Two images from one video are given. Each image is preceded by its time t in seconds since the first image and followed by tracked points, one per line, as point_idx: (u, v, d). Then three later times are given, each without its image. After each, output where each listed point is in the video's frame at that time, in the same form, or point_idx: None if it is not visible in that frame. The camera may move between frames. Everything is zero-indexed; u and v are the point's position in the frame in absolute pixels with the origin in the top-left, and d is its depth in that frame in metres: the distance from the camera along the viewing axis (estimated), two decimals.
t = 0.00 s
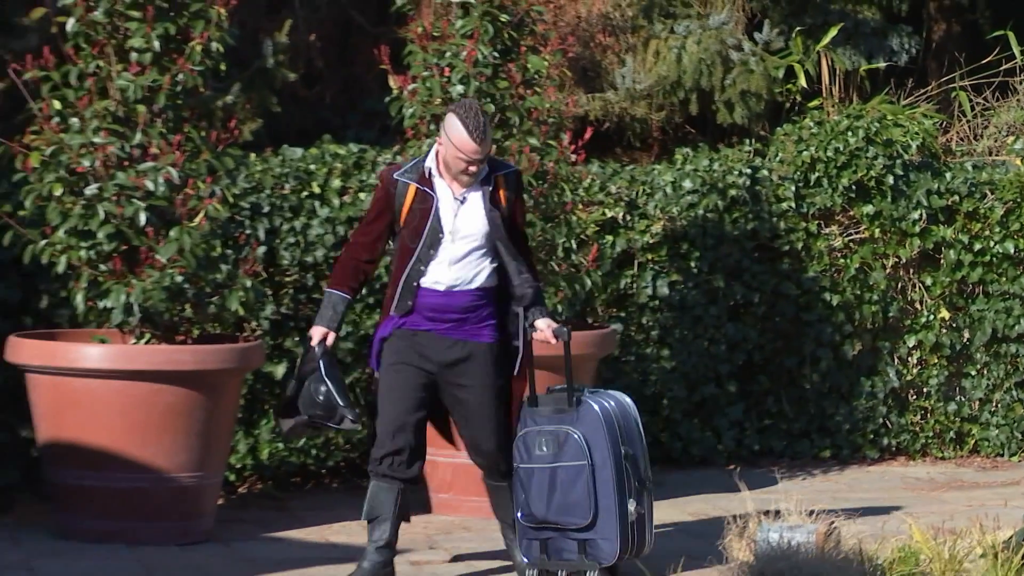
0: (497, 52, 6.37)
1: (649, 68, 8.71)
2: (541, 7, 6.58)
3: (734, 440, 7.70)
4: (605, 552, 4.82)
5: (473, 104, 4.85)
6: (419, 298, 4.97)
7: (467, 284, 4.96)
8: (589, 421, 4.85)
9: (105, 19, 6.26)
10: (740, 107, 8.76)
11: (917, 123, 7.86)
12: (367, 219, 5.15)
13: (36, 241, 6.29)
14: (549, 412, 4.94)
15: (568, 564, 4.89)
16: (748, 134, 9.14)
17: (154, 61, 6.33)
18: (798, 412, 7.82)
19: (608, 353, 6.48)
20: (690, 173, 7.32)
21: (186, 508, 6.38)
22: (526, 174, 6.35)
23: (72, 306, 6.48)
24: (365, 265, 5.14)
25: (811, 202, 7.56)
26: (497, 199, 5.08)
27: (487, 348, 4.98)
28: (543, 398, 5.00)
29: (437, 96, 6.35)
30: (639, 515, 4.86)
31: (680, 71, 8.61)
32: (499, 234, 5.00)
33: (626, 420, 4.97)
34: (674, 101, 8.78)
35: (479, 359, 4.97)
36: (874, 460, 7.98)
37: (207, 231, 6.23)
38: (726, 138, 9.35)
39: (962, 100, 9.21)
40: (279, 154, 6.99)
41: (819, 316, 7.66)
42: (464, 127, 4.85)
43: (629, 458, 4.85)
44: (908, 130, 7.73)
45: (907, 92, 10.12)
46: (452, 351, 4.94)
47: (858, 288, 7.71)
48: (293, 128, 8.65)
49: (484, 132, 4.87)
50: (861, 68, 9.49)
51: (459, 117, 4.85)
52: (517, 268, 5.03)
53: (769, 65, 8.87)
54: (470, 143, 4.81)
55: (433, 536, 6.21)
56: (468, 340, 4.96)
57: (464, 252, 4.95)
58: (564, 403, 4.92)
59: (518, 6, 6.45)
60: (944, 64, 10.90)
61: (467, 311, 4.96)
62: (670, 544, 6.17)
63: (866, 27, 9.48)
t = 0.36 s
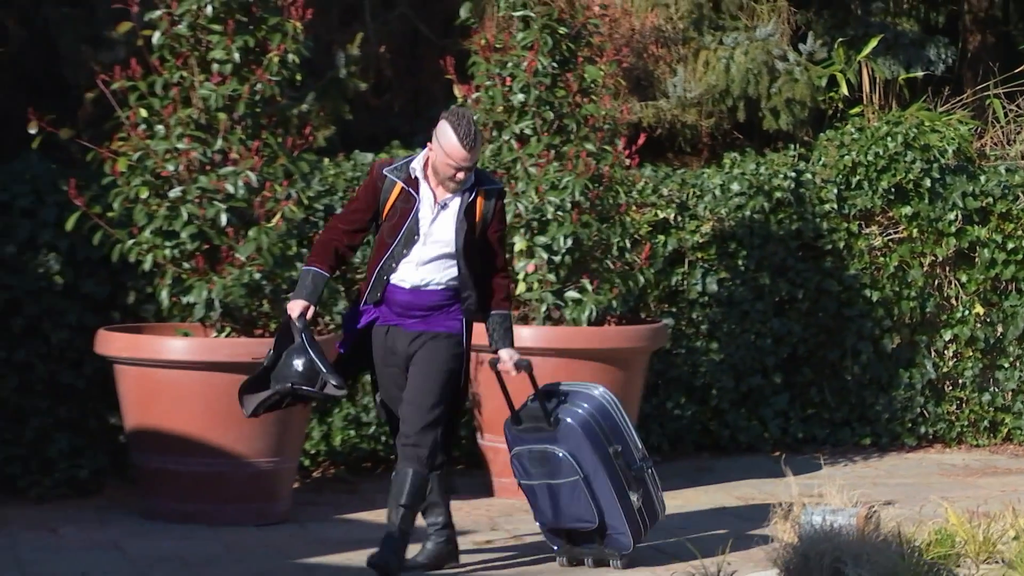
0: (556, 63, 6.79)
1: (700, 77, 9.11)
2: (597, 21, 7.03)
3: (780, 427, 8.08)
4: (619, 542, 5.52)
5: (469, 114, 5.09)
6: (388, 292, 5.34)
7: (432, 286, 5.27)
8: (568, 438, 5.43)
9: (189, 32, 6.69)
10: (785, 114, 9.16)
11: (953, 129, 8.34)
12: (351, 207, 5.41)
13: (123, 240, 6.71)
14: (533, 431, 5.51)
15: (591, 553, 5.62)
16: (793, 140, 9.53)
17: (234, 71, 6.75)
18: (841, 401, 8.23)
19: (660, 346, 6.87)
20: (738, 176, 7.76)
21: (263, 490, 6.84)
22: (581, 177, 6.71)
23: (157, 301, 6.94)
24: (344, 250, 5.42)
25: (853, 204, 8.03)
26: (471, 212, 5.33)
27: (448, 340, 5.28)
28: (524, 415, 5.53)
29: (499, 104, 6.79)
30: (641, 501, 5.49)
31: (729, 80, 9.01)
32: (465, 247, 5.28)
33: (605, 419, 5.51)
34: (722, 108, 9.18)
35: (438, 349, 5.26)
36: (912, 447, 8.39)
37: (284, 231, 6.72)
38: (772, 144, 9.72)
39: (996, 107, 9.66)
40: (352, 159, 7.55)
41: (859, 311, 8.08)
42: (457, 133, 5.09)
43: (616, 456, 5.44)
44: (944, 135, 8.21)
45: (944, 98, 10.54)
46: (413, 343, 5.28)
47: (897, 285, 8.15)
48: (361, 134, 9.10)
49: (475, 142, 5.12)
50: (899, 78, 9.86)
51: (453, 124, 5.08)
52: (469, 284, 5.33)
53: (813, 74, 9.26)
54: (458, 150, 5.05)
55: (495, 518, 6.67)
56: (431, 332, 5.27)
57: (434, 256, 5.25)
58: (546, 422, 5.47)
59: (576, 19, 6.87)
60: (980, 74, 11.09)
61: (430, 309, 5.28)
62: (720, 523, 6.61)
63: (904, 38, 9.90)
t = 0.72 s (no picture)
0: (608, 71, 7.18)
1: (745, 83, 9.47)
2: (647, 32, 7.43)
3: (821, 416, 8.46)
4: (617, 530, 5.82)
5: (458, 96, 5.30)
6: (399, 286, 5.47)
7: (443, 278, 5.41)
8: (575, 432, 5.69)
9: (262, 43, 7.08)
10: (826, 119, 9.53)
11: (987, 133, 8.69)
12: (359, 207, 5.63)
13: (201, 239, 7.12)
14: (538, 426, 5.77)
15: (590, 542, 5.92)
16: (833, 144, 9.94)
17: (304, 80, 7.14)
18: (879, 391, 8.60)
19: (707, 339, 7.24)
20: (781, 178, 8.14)
21: (331, 476, 7.25)
22: (632, 179, 7.08)
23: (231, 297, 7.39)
24: (355, 247, 5.64)
25: (890, 204, 8.40)
26: (477, 203, 5.46)
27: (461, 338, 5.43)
28: (531, 412, 5.77)
29: (554, 110, 7.19)
30: (641, 494, 5.78)
31: (772, 86, 9.39)
32: (473, 239, 5.42)
33: (607, 413, 5.79)
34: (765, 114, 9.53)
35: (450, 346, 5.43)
36: (946, 435, 8.75)
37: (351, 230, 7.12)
38: (813, 147, 10.09)
39: None
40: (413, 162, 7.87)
41: (897, 306, 8.45)
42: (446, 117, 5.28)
43: (620, 450, 5.73)
44: (978, 139, 8.54)
45: (979, 103, 10.87)
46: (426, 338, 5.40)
47: (932, 281, 8.52)
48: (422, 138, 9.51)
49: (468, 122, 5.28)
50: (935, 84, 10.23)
51: (441, 108, 5.29)
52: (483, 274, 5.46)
53: (853, 81, 9.60)
54: (447, 130, 5.23)
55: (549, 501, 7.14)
56: (443, 329, 5.41)
57: (442, 247, 5.40)
58: (552, 418, 5.72)
59: (627, 30, 7.26)
60: (1012, 81, 11.29)
61: (441, 304, 5.41)
62: (763, 506, 7.03)
63: (939, 47, 10.25)
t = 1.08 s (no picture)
0: (659, 71, 7.37)
1: (792, 84, 9.71)
2: (697, 33, 7.61)
3: (867, 408, 8.65)
4: (617, 533, 5.85)
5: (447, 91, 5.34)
6: (411, 296, 5.41)
7: (455, 285, 5.37)
8: (583, 433, 5.75)
9: (323, 45, 7.31)
10: (871, 118, 9.79)
11: None
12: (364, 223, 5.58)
13: (263, 235, 7.37)
14: (546, 428, 5.80)
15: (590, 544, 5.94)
16: (879, 142, 10.14)
17: (364, 80, 7.35)
18: (923, 383, 8.78)
19: (755, 333, 7.41)
20: (827, 176, 8.30)
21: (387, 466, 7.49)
22: (682, 177, 7.24)
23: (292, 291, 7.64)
24: (364, 263, 5.57)
25: (935, 201, 8.57)
26: (483, 203, 5.45)
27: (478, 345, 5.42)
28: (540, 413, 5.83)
29: (606, 110, 7.39)
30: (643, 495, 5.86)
31: (819, 87, 9.62)
32: (484, 240, 5.40)
33: (610, 414, 5.90)
34: (813, 114, 9.77)
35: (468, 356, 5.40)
36: (990, 427, 8.92)
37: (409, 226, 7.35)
38: (860, 146, 10.32)
39: None
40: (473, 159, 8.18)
41: (940, 301, 8.62)
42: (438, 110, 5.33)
43: (625, 451, 5.82)
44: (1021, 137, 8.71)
45: None
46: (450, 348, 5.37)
47: (976, 276, 8.67)
48: (479, 136, 9.74)
49: (460, 113, 5.31)
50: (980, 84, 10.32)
51: (432, 104, 5.35)
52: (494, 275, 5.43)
53: (898, 81, 9.78)
54: (438, 119, 5.27)
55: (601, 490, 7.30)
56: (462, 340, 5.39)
57: (452, 250, 5.37)
58: (562, 417, 5.79)
59: (678, 31, 7.43)
60: None
61: (456, 310, 5.38)
62: (810, 495, 7.23)
63: (983, 47, 10.28)
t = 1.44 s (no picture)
0: (709, 67, 7.45)
1: (842, 79, 9.84)
2: (748, 28, 7.65)
3: (916, 401, 8.69)
4: (629, 535, 5.64)
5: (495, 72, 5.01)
6: (444, 289, 5.07)
7: (491, 279, 5.04)
8: (602, 431, 5.52)
9: (377, 41, 7.39)
10: (921, 113, 9.83)
11: None
12: (392, 210, 5.19)
13: (319, 229, 7.51)
14: (563, 426, 5.55)
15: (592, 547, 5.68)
16: (929, 136, 10.18)
17: (417, 76, 7.43)
18: (973, 375, 8.81)
19: (804, 326, 7.46)
20: (876, 170, 8.37)
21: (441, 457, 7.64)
22: (732, 172, 7.33)
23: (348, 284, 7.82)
24: (395, 257, 5.18)
25: (984, 195, 8.64)
26: (520, 193, 5.09)
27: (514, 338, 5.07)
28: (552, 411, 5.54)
29: (657, 105, 7.47)
30: (651, 496, 5.68)
31: (869, 81, 9.73)
32: (520, 232, 5.05)
33: (622, 413, 5.70)
34: (862, 108, 9.88)
35: (505, 352, 5.05)
36: None
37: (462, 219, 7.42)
38: (909, 140, 10.35)
39: None
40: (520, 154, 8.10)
41: (990, 295, 8.67)
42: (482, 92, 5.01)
43: (638, 451, 5.63)
44: None
45: None
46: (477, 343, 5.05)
47: None
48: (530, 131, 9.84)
49: (505, 98, 5.01)
50: None
51: (478, 84, 5.04)
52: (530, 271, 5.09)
53: (947, 76, 9.87)
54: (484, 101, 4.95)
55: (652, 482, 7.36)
56: (496, 329, 5.06)
57: (488, 243, 5.03)
58: (581, 417, 5.54)
59: (728, 26, 7.49)
60: None
61: (490, 305, 5.05)
62: (860, 489, 7.28)
63: None
